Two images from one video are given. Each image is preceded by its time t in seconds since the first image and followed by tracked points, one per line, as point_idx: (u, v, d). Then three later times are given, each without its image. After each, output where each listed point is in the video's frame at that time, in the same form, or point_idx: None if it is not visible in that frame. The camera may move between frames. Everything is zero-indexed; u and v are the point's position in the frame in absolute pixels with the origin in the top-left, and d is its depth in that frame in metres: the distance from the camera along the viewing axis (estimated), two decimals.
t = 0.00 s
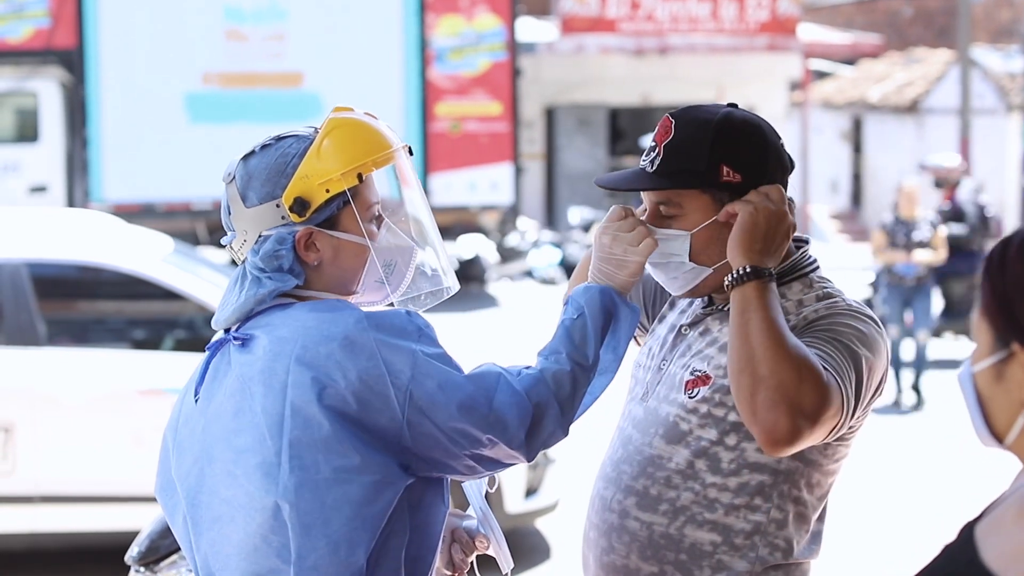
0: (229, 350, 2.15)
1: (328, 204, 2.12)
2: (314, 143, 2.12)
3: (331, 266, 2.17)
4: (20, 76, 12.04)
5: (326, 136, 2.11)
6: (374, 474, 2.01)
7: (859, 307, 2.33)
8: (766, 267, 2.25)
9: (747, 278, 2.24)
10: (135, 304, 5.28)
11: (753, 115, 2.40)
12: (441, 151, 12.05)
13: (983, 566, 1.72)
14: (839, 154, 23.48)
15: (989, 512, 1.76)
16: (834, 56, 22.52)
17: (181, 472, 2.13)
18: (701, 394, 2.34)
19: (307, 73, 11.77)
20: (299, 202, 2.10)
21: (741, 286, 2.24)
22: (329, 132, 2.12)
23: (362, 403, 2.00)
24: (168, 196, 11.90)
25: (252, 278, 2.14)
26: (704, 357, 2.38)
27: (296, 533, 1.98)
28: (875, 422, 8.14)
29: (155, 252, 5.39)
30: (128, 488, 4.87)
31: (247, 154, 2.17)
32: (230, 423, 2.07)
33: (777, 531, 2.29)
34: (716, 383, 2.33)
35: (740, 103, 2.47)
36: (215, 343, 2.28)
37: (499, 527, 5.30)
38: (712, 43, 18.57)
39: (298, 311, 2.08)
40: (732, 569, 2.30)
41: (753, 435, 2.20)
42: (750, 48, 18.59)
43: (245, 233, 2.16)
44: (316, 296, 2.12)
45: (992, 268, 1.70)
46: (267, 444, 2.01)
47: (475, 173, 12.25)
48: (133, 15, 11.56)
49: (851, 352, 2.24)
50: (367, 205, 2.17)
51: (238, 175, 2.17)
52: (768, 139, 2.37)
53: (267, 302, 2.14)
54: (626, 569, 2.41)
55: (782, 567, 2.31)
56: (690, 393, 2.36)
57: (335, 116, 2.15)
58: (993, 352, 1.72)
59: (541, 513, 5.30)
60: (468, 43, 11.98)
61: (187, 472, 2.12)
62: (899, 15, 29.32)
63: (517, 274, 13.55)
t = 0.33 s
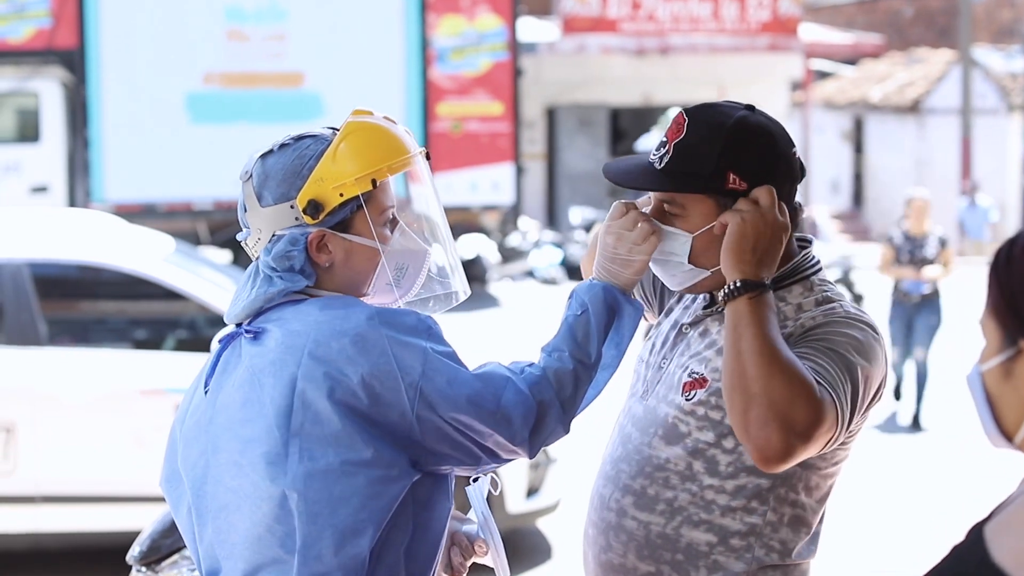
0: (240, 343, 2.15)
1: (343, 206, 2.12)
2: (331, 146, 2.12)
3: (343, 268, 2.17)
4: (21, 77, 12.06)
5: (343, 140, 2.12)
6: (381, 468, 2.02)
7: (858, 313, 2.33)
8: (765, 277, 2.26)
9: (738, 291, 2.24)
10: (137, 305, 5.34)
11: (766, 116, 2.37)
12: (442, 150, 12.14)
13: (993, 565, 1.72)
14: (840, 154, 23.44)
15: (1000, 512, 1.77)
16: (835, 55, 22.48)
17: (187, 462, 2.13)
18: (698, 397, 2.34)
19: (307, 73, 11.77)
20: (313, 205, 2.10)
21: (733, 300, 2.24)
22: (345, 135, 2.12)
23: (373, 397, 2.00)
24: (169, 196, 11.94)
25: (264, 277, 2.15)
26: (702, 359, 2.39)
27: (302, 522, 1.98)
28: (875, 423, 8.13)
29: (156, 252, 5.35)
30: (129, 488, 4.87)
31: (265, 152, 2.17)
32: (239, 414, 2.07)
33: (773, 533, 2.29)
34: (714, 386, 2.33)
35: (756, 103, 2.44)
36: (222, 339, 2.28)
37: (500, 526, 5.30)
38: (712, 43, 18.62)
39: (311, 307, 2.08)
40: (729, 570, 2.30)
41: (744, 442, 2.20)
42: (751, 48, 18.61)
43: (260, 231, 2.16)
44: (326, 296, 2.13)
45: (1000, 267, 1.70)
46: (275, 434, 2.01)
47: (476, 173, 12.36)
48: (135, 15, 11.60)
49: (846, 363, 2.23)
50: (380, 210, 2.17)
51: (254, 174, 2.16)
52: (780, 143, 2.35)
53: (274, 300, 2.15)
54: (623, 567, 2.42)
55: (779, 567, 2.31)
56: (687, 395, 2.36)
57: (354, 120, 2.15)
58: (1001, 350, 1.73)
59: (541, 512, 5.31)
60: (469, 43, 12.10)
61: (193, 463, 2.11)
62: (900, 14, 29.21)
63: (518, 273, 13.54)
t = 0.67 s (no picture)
0: (244, 342, 2.15)
1: (347, 208, 2.13)
2: (337, 148, 2.12)
3: (346, 270, 2.17)
4: (22, 78, 12.14)
5: (349, 142, 2.12)
6: (383, 464, 2.02)
7: (861, 316, 2.30)
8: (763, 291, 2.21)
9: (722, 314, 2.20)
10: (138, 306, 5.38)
11: (781, 116, 2.35)
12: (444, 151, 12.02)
13: (993, 562, 1.72)
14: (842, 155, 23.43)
15: (1006, 512, 1.77)
16: (836, 56, 22.48)
17: (192, 461, 2.13)
18: (703, 399, 2.34)
19: (308, 74, 11.80)
20: (317, 207, 2.11)
21: (723, 319, 2.20)
22: (352, 138, 2.12)
23: (373, 393, 2.00)
24: (169, 197, 11.97)
25: (267, 275, 2.15)
26: (708, 361, 2.38)
27: (303, 516, 1.98)
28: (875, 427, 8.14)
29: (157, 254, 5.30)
30: (129, 489, 4.86)
31: (274, 152, 2.18)
32: (243, 411, 2.07)
33: (772, 538, 2.29)
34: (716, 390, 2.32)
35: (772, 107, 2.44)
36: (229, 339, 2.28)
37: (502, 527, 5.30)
38: (714, 44, 18.52)
39: (313, 305, 2.08)
40: (729, 573, 2.30)
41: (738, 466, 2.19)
42: (752, 48, 18.48)
43: (265, 230, 2.17)
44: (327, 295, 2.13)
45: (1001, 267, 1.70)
46: (276, 430, 2.01)
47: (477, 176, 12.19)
48: (136, 16, 11.62)
49: (844, 373, 2.20)
50: (384, 212, 2.17)
51: (262, 173, 2.17)
52: (797, 140, 2.31)
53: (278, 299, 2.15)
54: (624, 567, 2.42)
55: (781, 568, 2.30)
56: (691, 397, 2.36)
57: (362, 122, 2.15)
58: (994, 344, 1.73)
59: (542, 513, 5.32)
60: (471, 44, 11.94)
61: (199, 461, 2.11)
62: (902, 15, 29.16)
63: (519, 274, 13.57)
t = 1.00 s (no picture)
0: (242, 339, 2.14)
1: (344, 206, 2.12)
2: (335, 148, 2.13)
3: (344, 268, 2.16)
4: (22, 78, 11.99)
5: (346, 142, 2.12)
6: (381, 457, 2.01)
7: (864, 320, 2.29)
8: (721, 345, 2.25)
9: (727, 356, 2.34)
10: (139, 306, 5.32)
11: (792, 118, 2.37)
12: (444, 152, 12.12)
13: (986, 563, 1.73)
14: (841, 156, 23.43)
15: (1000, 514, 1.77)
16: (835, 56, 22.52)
17: (190, 458, 2.11)
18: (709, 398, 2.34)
19: (308, 74, 11.81)
20: (315, 204, 2.10)
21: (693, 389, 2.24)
22: (349, 137, 2.13)
23: (372, 388, 2.00)
24: (171, 197, 11.99)
25: (265, 274, 2.15)
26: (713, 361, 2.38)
27: (300, 510, 1.97)
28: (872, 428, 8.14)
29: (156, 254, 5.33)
30: (129, 489, 4.86)
31: (274, 153, 2.19)
32: (242, 407, 2.06)
33: (776, 539, 2.29)
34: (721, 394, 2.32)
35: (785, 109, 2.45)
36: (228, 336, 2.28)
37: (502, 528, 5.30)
38: (713, 44, 18.73)
39: (310, 302, 2.08)
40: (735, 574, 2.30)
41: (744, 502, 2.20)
42: (752, 49, 18.70)
43: (265, 229, 2.18)
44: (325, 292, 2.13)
45: (991, 270, 1.71)
46: (273, 426, 2.00)
47: (477, 175, 12.36)
48: (137, 17, 11.61)
49: (840, 395, 2.19)
50: (382, 211, 2.16)
51: (262, 173, 2.19)
52: (810, 145, 2.35)
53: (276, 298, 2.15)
54: (631, 567, 2.42)
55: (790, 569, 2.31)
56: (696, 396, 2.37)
57: (360, 122, 2.15)
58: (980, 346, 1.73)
59: (542, 514, 5.33)
60: (470, 44, 12.08)
61: (197, 459, 2.10)
62: (901, 15, 29.12)
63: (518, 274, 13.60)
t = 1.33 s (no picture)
0: (223, 342, 2.15)
1: (325, 204, 2.12)
2: (317, 145, 2.12)
3: (324, 265, 2.17)
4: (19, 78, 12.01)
5: (328, 140, 2.12)
6: (361, 455, 2.01)
7: (867, 317, 2.29)
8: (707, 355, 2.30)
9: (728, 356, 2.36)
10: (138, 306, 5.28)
11: (799, 120, 2.39)
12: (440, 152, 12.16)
13: (979, 564, 1.72)
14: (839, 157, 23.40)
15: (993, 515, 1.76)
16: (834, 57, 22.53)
17: (173, 461, 2.12)
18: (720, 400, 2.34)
19: (306, 74, 11.80)
20: (294, 202, 2.10)
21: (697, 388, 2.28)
22: (330, 135, 2.12)
23: (352, 388, 2.00)
24: (169, 198, 11.99)
25: (246, 272, 2.16)
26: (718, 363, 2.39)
27: (281, 510, 1.97)
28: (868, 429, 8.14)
29: (154, 255, 5.28)
30: (128, 488, 4.86)
31: (255, 151, 2.19)
32: (224, 409, 2.06)
33: (792, 544, 2.29)
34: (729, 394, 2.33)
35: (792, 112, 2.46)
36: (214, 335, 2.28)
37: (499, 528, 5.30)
38: (711, 45, 18.63)
39: (289, 303, 2.08)
40: None
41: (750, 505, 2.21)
42: (749, 51, 18.57)
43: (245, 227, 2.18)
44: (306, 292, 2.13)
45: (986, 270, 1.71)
46: (254, 428, 2.00)
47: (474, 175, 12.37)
48: (136, 18, 11.61)
49: (843, 394, 2.19)
50: (364, 209, 2.16)
51: (243, 171, 2.19)
52: (817, 148, 2.37)
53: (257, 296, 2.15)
54: (646, 570, 2.41)
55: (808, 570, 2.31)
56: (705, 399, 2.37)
57: (342, 121, 2.15)
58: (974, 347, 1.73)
59: (540, 515, 5.33)
60: (468, 45, 12.09)
61: (180, 463, 2.10)
62: (899, 16, 29.12)
63: (517, 275, 13.60)
